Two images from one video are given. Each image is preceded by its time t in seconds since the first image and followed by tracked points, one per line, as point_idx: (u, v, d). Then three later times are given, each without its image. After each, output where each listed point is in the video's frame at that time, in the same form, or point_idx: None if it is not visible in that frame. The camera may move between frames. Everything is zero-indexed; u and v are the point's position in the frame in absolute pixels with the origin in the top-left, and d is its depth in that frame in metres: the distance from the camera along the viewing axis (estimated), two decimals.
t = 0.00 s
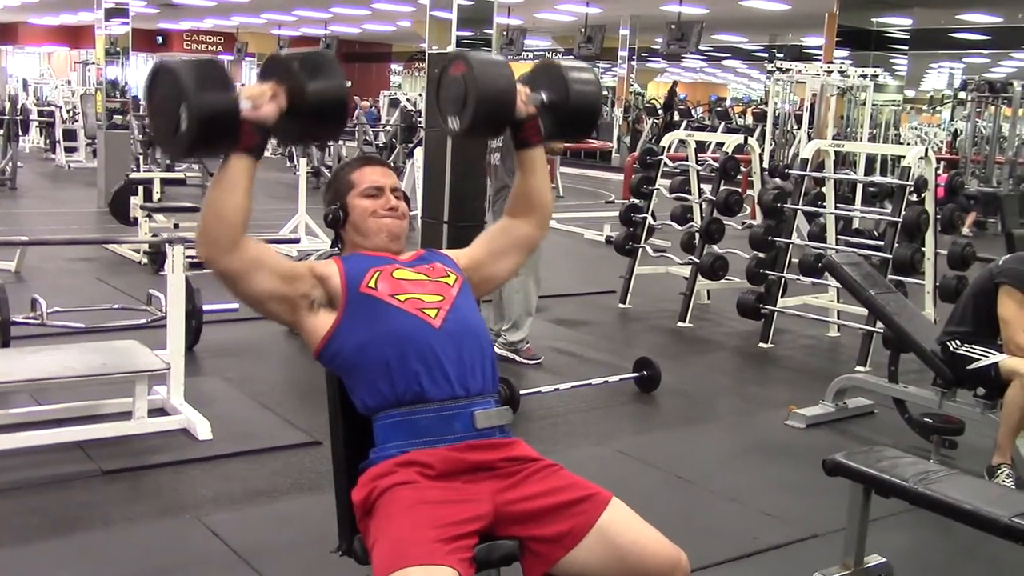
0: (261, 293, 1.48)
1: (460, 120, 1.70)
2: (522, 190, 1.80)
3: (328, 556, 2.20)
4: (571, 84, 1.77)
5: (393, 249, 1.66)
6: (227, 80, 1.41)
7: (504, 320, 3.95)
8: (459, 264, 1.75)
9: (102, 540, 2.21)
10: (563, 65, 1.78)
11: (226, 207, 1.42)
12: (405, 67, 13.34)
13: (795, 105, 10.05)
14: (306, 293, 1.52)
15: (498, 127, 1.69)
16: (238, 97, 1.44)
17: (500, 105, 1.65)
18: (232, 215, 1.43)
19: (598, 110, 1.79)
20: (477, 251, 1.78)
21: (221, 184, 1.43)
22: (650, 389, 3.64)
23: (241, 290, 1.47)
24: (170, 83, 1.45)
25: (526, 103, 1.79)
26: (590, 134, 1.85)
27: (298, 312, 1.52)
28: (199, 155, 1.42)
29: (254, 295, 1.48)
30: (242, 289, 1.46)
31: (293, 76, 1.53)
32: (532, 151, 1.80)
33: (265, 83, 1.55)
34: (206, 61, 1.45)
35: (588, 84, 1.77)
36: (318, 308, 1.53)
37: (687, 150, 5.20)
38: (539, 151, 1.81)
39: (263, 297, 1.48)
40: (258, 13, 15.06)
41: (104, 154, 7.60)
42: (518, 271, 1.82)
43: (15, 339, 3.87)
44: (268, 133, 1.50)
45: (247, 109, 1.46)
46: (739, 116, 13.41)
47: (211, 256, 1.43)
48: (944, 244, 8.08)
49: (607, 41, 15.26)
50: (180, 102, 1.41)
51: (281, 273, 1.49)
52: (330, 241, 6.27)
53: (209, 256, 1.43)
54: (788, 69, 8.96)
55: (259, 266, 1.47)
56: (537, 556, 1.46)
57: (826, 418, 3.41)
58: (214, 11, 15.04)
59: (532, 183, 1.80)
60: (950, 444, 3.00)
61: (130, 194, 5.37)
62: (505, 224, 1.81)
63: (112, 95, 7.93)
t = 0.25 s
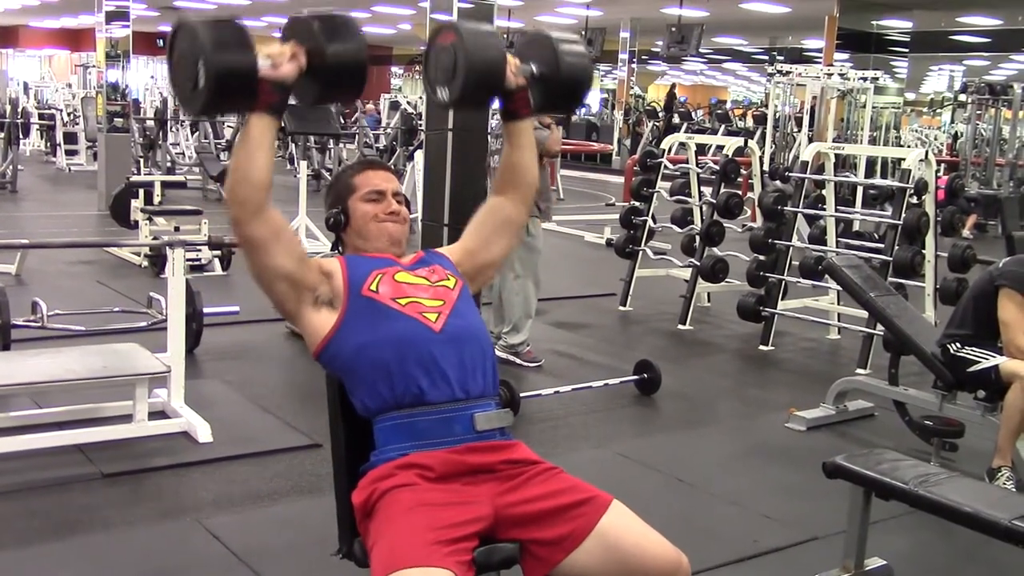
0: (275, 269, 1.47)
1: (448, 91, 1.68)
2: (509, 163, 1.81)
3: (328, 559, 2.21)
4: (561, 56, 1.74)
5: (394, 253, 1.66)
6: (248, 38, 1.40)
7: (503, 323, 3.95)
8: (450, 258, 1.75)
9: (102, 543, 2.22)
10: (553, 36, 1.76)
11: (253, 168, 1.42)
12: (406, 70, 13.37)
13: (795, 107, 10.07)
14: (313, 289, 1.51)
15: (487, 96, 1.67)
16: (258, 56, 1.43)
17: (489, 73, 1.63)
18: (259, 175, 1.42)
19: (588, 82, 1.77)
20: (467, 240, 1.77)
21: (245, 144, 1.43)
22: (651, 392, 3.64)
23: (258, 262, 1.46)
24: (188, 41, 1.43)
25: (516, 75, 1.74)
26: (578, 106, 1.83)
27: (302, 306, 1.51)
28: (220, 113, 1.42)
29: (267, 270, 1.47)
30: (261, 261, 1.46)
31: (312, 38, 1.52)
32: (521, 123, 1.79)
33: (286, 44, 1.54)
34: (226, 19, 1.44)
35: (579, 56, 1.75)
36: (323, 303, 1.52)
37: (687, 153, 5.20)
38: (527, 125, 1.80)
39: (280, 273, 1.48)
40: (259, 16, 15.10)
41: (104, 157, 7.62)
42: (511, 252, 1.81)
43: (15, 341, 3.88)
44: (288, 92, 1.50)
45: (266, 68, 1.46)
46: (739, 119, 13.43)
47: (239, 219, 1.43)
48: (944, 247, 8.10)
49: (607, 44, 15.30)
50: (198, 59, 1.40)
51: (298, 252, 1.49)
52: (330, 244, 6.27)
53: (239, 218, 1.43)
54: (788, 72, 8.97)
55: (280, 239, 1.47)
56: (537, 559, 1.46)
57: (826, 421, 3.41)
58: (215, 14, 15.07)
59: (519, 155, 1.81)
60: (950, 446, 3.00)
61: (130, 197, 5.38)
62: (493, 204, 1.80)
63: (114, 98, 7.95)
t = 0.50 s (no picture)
0: (272, 281, 1.47)
1: (446, 99, 1.68)
2: (510, 172, 1.80)
3: (328, 562, 2.21)
4: (560, 65, 1.74)
5: (393, 260, 1.66)
6: (246, 50, 1.41)
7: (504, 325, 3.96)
8: (452, 264, 1.74)
9: (103, 547, 2.22)
10: (553, 46, 1.77)
11: (248, 180, 1.43)
12: (406, 74, 13.37)
13: (795, 110, 10.07)
14: (311, 296, 1.51)
15: (486, 104, 1.66)
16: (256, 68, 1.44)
17: (487, 81, 1.62)
18: (254, 188, 1.43)
19: (587, 92, 1.78)
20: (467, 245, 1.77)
21: (241, 156, 1.43)
22: (651, 395, 3.64)
23: (255, 274, 1.46)
24: (186, 53, 1.44)
25: (514, 83, 1.77)
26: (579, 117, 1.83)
27: (300, 314, 1.51)
28: (217, 124, 1.43)
29: (265, 282, 1.47)
30: (256, 273, 1.46)
31: (309, 51, 1.52)
32: (521, 131, 1.80)
33: (281, 55, 1.54)
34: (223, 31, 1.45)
35: (577, 66, 1.76)
36: (320, 310, 1.52)
37: (688, 156, 5.21)
38: (527, 133, 1.81)
39: (275, 286, 1.48)
40: (259, 20, 15.11)
41: (104, 161, 7.62)
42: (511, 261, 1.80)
43: (16, 345, 3.88)
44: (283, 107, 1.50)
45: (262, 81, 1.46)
46: (739, 122, 13.44)
47: (236, 233, 1.44)
48: (944, 249, 8.10)
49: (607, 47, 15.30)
50: (196, 70, 1.41)
51: (293, 264, 1.49)
52: (331, 248, 6.28)
53: (235, 231, 1.44)
54: (788, 75, 8.97)
55: (276, 251, 1.47)
56: (537, 561, 1.46)
57: (826, 424, 3.41)
58: (216, 18, 15.09)
59: (521, 163, 1.80)
60: (950, 449, 3.00)
61: (131, 201, 5.38)
62: (495, 212, 1.80)
63: (114, 102, 7.97)
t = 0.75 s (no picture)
0: (262, 316, 1.47)
1: (463, 156, 1.69)
2: (527, 222, 1.81)
3: (328, 565, 2.21)
4: (573, 119, 1.76)
5: (394, 262, 1.66)
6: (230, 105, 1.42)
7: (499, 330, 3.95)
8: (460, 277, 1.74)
9: (104, 550, 2.22)
10: (567, 100, 1.78)
11: (226, 233, 1.42)
12: (407, 77, 13.39)
13: (796, 112, 10.09)
14: (308, 309, 1.51)
15: (502, 163, 1.68)
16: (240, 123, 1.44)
17: (504, 140, 1.64)
18: (232, 241, 1.42)
19: (600, 145, 1.79)
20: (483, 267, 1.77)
21: (220, 210, 1.43)
22: (651, 398, 3.64)
23: (241, 314, 1.46)
24: (172, 108, 1.45)
25: (529, 137, 1.77)
26: (594, 167, 1.84)
27: (299, 328, 1.52)
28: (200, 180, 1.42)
29: (253, 317, 1.47)
30: (241, 314, 1.46)
31: (290, 105, 1.50)
32: (537, 184, 1.80)
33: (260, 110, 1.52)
34: (206, 88, 1.46)
35: (590, 119, 1.77)
36: (318, 323, 1.53)
37: (688, 159, 5.21)
38: (543, 184, 1.81)
39: (263, 320, 1.48)
40: (260, 23, 15.13)
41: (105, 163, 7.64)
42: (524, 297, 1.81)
43: (16, 348, 3.88)
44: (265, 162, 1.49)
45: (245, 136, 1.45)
46: (739, 124, 13.45)
47: (210, 282, 1.42)
48: (945, 252, 8.11)
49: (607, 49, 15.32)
50: (183, 126, 1.42)
51: (280, 293, 1.48)
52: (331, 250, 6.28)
53: (210, 283, 1.42)
54: (788, 78, 8.97)
55: (260, 292, 1.47)
56: (538, 565, 1.47)
57: (827, 427, 3.41)
58: (217, 21, 15.11)
59: (537, 213, 1.81)
60: (951, 452, 3.00)
61: (132, 204, 5.39)
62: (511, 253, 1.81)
63: (115, 105, 7.98)
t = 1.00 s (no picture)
0: (263, 337, 1.49)
1: (465, 197, 1.71)
2: (529, 260, 1.79)
3: (328, 568, 2.21)
4: (575, 161, 1.80)
5: (399, 258, 1.67)
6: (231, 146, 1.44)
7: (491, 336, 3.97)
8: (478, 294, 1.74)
9: (103, 553, 2.22)
10: (568, 144, 1.83)
11: (221, 269, 1.42)
12: (407, 80, 13.40)
13: (795, 115, 10.10)
14: (310, 320, 1.52)
15: (504, 202, 1.70)
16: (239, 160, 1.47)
17: (506, 178, 1.66)
18: (228, 278, 1.42)
19: (602, 187, 1.83)
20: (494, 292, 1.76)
21: (213, 247, 1.43)
22: (651, 401, 3.64)
23: (242, 338, 1.48)
24: (173, 144, 1.47)
25: (530, 178, 1.81)
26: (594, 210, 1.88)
27: (305, 337, 1.53)
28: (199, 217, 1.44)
29: (255, 339, 1.49)
30: (243, 340, 1.48)
31: (289, 140, 1.53)
32: (539, 224, 1.80)
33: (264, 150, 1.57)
34: (207, 125, 1.48)
35: (591, 162, 1.82)
36: (323, 330, 1.53)
37: (688, 162, 5.22)
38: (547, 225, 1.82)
39: (266, 340, 1.50)
40: (260, 26, 15.14)
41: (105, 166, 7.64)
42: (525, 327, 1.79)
43: (16, 351, 3.89)
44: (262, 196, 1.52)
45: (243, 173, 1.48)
46: (739, 127, 13.46)
47: (207, 318, 1.44)
48: (944, 256, 8.11)
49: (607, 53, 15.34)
50: (183, 165, 1.44)
51: (282, 313, 1.50)
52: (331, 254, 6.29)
53: (208, 317, 1.44)
54: (788, 81, 8.98)
55: (260, 316, 1.49)
56: (538, 568, 1.47)
57: (826, 430, 3.41)
58: (217, 24, 15.14)
59: (540, 252, 1.79)
60: (950, 455, 3.00)
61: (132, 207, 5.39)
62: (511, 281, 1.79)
63: (115, 108, 7.98)
